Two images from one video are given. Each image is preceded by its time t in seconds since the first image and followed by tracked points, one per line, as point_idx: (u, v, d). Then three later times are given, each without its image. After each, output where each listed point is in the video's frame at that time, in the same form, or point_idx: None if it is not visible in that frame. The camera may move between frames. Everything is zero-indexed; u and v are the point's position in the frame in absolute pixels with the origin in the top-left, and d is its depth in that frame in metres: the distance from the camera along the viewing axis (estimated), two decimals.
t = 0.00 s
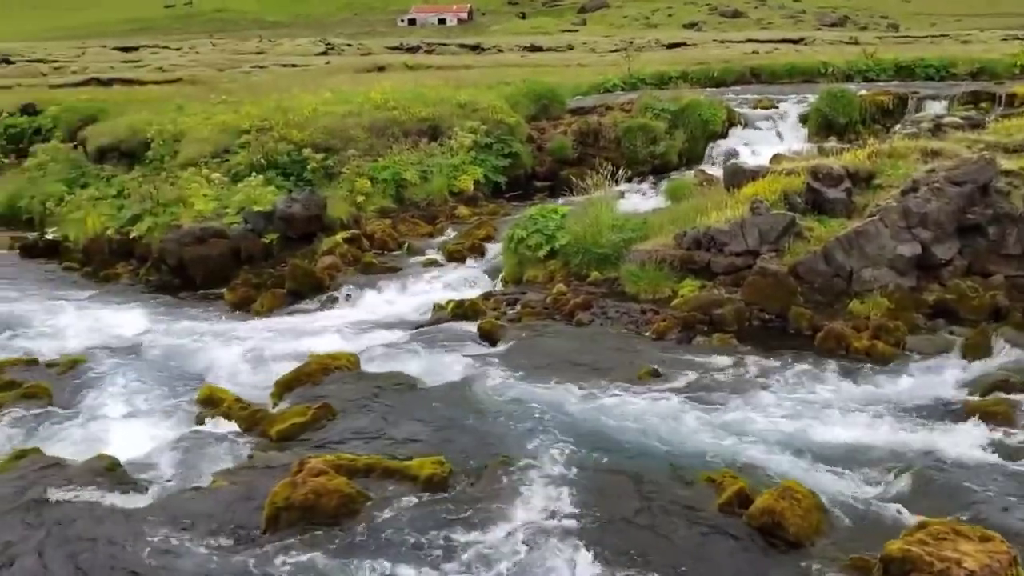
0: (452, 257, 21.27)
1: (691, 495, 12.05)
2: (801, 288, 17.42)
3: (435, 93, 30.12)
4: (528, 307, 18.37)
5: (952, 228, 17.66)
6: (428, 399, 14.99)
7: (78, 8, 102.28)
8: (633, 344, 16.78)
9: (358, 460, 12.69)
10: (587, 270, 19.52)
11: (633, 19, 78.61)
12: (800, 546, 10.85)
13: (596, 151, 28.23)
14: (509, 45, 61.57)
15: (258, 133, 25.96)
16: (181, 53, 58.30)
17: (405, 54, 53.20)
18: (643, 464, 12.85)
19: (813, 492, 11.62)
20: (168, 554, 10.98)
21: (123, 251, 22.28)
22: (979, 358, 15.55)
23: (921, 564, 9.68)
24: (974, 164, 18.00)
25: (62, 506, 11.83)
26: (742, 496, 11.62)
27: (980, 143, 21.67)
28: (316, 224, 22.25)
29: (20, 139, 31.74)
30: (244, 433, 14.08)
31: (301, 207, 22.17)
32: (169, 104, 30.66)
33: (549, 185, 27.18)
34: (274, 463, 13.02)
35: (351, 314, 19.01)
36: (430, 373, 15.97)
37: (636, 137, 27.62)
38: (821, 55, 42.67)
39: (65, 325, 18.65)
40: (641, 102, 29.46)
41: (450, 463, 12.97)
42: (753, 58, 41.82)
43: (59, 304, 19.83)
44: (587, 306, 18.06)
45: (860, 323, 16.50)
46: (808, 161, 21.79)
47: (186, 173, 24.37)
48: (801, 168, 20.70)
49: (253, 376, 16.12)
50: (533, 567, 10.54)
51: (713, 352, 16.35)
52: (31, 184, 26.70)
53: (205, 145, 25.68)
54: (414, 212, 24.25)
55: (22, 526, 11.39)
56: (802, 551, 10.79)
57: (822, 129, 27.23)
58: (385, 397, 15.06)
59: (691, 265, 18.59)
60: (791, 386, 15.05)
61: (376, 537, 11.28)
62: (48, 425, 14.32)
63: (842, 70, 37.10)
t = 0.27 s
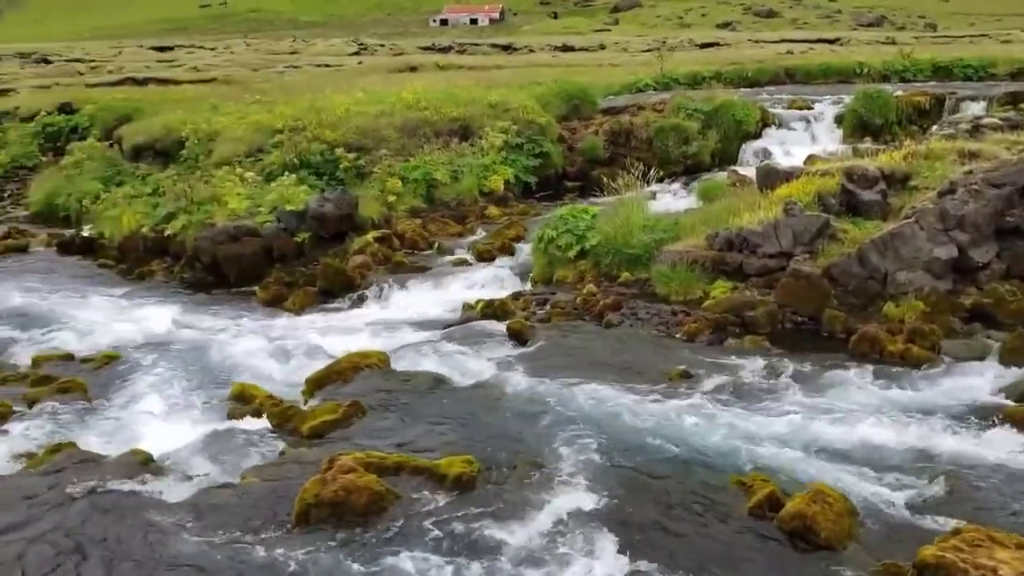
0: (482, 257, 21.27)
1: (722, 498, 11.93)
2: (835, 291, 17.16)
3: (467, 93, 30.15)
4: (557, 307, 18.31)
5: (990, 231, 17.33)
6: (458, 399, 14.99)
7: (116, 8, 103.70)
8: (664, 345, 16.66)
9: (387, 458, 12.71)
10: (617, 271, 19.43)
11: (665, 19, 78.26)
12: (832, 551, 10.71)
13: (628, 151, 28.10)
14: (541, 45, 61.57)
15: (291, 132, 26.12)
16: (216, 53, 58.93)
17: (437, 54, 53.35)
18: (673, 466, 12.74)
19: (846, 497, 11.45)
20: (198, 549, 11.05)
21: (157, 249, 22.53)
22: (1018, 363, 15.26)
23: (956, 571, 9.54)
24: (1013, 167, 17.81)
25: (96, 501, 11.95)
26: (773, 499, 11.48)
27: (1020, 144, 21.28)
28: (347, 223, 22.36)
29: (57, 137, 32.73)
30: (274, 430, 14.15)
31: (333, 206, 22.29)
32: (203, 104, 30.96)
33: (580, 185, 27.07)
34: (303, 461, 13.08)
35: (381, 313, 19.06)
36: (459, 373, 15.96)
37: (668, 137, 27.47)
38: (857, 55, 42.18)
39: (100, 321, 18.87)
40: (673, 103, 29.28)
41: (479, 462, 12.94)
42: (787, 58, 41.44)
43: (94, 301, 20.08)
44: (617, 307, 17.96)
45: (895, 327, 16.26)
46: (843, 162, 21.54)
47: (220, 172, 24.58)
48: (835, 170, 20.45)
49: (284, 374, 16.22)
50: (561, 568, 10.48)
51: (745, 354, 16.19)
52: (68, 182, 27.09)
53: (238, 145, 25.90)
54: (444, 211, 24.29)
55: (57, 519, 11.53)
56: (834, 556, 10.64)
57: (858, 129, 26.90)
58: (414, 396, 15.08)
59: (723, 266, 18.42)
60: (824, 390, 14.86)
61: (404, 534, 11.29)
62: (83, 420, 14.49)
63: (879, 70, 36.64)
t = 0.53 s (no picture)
0: (517, 257, 21.26)
1: (758, 501, 11.81)
2: (875, 294, 16.94)
3: (503, 93, 30.17)
4: (593, 308, 18.24)
5: None
6: (493, 398, 14.99)
7: (158, 9, 105.23)
8: (700, 347, 16.53)
9: (422, 456, 12.75)
10: (653, 272, 19.31)
11: (703, 19, 77.75)
12: (870, 556, 10.57)
13: (665, 151, 27.94)
14: (580, 43, 61.59)
15: (329, 132, 26.30)
16: (255, 53, 59.58)
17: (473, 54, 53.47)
18: (709, 469, 12.63)
19: (885, 502, 11.30)
20: (234, 543, 11.16)
21: (197, 247, 22.80)
22: None
23: None
24: None
25: (136, 495, 12.11)
26: (811, 503, 11.35)
27: None
28: (383, 223, 22.47)
29: (101, 137, 33.21)
30: (311, 427, 14.25)
31: (369, 206, 22.42)
32: (243, 104, 31.29)
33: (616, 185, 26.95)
34: (339, 458, 13.15)
35: (416, 312, 19.11)
36: (494, 373, 15.96)
37: (706, 137, 27.26)
38: (899, 55, 41.59)
39: (141, 318, 19.14)
40: (711, 102, 29.05)
41: (513, 462, 12.94)
42: (827, 58, 40.97)
43: (135, 298, 20.38)
44: (653, 308, 17.86)
45: (936, 330, 15.99)
46: (884, 163, 21.24)
47: (259, 172, 24.82)
48: (876, 171, 20.17)
49: (320, 372, 16.33)
50: (596, 569, 10.44)
51: (783, 357, 16.02)
52: (111, 181, 27.51)
53: (277, 144, 26.14)
54: (479, 211, 24.32)
55: (98, 512, 11.70)
56: (873, 562, 10.49)
57: (899, 130, 26.52)
58: (450, 395, 15.10)
59: (761, 268, 18.25)
60: (863, 393, 14.66)
61: (438, 533, 11.31)
62: (124, 415, 14.70)
63: (921, 69, 36.12)
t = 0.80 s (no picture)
0: (546, 257, 21.19)
1: (790, 504, 11.68)
2: (910, 296, 16.67)
3: (534, 93, 30.13)
4: (622, 309, 18.14)
5: None
6: (522, 398, 14.95)
7: (192, 10, 106.35)
8: (732, 349, 16.39)
9: (451, 455, 12.76)
10: (684, 272, 19.18)
11: (736, 18, 77.20)
12: (903, 562, 10.41)
13: (697, 151, 27.70)
14: (612, 43, 61.40)
15: (360, 132, 26.42)
16: (288, 54, 60.07)
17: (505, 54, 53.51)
18: (739, 471, 12.50)
19: (918, 507, 11.13)
20: (263, 539, 11.22)
21: (230, 246, 23.00)
22: None
23: None
24: None
25: (169, 490, 12.23)
26: (843, 507, 11.20)
27: None
28: (414, 223, 22.51)
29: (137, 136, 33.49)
30: (341, 425, 14.30)
31: (400, 205, 22.48)
32: (275, 104, 31.51)
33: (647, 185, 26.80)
34: (369, 456, 13.18)
35: (446, 311, 19.13)
36: (524, 373, 15.92)
37: (739, 136, 27.01)
38: (936, 54, 41.02)
39: (175, 316, 19.34)
40: (744, 102, 28.80)
41: (542, 462, 12.90)
42: (863, 57, 40.50)
43: (168, 296, 20.59)
44: (684, 309, 17.73)
45: (972, 334, 15.72)
46: (920, 164, 20.93)
47: (291, 171, 24.99)
48: (912, 172, 19.88)
49: (351, 370, 16.38)
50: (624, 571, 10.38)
51: (815, 359, 15.84)
52: (145, 179, 27.86)
53: (309, 144, 26.30)
54: (509, 211, 24.30)
55: (132, 507, 11.82)
56: (906, 567, 10.32)
57: (935, 131, 26.16)
58: (479, 395, 15.09)
59: (794, 269, 18.06)
60: (897, 397, 14.45)
61: (465, 532, 11.29)
62: (158, 411, 14.85)
63: (959, 69, 35.61)
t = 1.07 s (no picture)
0: (575, 258, 21.12)
1: (820, 510, 11.55)
2: (944, 302, 16.44)
3: (566, 94, 30.07)
4: (652, 311, 18.05)
5: None
6: (551, 399, 14.91)
7: (226, 9, 107.34)
8: (763, 352, 16.24)
9: (479, 454, 12.75)
10: (716, 275, 19.05)
11: (771, 20, 76.60)
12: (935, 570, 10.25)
13: (729, 152, 27.37)
14: (645, 44, 61.16)
15: (392, 131, 26.51)
16: (321, 53, 60.48)
17: (537, 54, 53.52)
18: (769, 476, 12.39)
19: (952, 515, 10.95)
20: (293, 535, 11.28)
21: (262, 243, 23.18)
22: None
23: None
24: None
25: (199, 484, 12.35)
26: (875, 514, 11.06)
27: None
28: (444, 222, 22.53)
29: (171, 134, 33.87)
30: (370, 423, 14.35)
31: (430, 205, 22.50)
32: (308, 103, 31.71)
33: (679, 186, 26.64)
34: (397, 454, 13.21)
35: (475, 311, 19.14)
36: (552, 373, 15.88)
37: (772, 138, 26.73)
38: (975, 57, 40.42)
39: (207, 312, 19.53)
40: (778, 104, 28.52)
41: (570, 463, 12.85)
42: (900, 60, 39.99)
43: (201, 292, 20.79)
44: (715, 312, 17.61)
45: (1009, 341, 15.45)
46: (957, 168, 20.62)
47: (323, 170, 25.13)
48: (948, 176, 19.59)
49: (380, 368, 16.43)
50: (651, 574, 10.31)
51: (848, 364, 15.65)
52: (180, 177, 28.17)
53: (341, 143, 26.43)
54: (539, 211, 24.27)
55: (163, 501, 11.95)
56: None
57: (972, 135, 25.79)
58: (508, 395, 15.06)
59: (827, 273, 17.87)
60: (931, 403, 14.24)
61: (491, 530, 11.29)
62: (190, 406, 14.99)
63: (997, 72, 35.22)
